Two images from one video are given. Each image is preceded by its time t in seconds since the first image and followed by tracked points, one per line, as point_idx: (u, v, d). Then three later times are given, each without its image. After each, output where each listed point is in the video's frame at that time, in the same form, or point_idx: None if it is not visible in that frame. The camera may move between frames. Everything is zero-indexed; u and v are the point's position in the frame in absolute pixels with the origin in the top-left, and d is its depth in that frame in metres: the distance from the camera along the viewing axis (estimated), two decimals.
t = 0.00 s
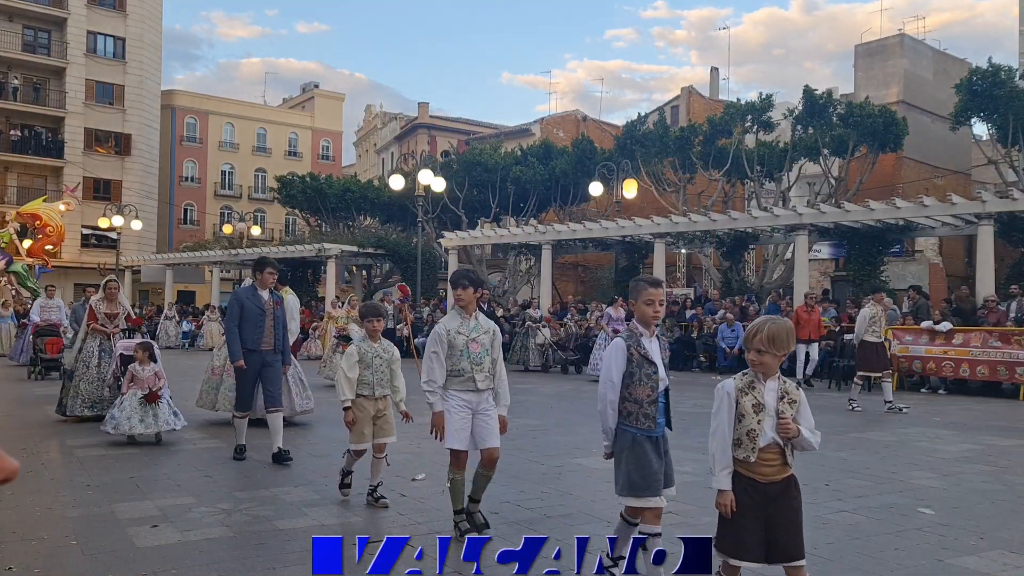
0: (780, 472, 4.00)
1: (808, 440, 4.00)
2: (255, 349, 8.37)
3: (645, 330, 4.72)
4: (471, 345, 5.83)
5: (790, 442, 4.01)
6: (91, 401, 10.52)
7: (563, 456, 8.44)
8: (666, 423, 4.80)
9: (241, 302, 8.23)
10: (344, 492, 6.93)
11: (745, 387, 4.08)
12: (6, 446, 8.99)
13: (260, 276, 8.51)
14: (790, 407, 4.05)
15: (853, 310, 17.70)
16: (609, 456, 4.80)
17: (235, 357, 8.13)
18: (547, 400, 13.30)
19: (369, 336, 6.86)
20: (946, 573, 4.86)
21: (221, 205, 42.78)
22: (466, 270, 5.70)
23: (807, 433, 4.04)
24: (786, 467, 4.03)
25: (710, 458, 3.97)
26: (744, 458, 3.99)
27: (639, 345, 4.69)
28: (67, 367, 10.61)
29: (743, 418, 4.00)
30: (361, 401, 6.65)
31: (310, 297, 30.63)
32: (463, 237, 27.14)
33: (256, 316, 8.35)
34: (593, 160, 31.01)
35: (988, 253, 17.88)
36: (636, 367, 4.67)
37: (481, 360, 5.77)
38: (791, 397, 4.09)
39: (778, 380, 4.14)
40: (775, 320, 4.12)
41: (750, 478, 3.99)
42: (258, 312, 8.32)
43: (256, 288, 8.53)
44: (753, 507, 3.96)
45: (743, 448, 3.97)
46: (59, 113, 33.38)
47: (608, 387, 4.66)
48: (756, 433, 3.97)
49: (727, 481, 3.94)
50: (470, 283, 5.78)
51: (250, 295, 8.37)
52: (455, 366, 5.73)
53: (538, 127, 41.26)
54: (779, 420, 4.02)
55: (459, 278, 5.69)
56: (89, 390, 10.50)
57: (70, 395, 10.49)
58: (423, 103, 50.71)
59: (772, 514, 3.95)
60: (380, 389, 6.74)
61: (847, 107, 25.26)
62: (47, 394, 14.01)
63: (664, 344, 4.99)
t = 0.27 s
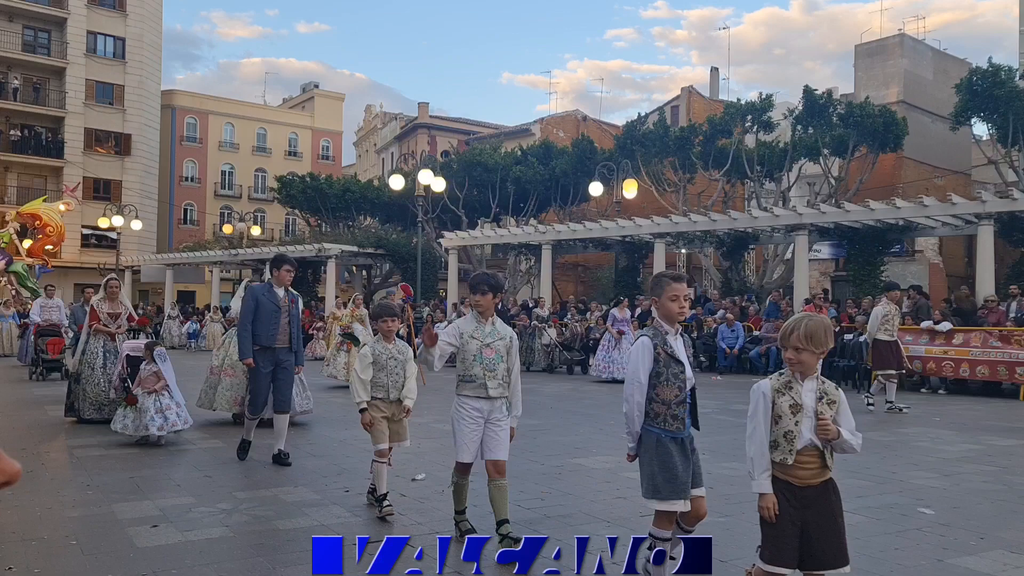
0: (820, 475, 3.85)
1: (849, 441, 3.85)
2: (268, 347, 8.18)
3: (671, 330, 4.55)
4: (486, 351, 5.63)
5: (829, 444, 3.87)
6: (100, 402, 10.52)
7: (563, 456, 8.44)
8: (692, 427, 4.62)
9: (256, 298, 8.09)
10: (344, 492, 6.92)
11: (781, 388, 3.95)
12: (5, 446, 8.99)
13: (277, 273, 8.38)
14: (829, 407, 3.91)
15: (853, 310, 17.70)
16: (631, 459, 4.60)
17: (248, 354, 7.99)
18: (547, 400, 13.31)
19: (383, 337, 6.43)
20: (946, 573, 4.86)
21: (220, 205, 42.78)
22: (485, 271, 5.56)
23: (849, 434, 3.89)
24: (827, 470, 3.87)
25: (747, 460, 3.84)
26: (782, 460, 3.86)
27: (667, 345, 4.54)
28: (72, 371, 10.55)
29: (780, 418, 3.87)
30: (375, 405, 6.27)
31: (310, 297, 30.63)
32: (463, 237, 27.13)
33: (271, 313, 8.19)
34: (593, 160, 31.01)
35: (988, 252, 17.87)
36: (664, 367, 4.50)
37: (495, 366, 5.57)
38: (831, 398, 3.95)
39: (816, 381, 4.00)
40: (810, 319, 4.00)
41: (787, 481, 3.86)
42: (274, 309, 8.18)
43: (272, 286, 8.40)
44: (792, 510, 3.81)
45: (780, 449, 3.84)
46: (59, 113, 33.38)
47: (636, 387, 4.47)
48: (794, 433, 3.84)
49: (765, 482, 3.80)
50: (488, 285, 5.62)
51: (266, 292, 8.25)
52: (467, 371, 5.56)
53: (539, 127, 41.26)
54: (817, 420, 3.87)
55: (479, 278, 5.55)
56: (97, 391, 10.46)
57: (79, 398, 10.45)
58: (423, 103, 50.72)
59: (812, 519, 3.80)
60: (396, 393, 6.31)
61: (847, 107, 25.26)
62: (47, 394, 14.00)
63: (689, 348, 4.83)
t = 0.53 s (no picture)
0: (848, 481, 3.79)
1: (877, 448, 3.79)
2: (275, 347, 8.12)
3: (699, 330, 4.43)
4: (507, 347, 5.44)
5: (858, 450, 3.80)
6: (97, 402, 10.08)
7: (563, 456, 8.43)
8: (718, 433, 4.52)
9: (264, 299, 8.01)
10: (343, 492, 6.92)
11: (814, 389, 3.87)
12: (5, 446, 8.99)
13: (285, 271, 8.29)
14: (859, 412, 3.84)
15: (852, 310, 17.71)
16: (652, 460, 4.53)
17: (253, 356, 7.92)
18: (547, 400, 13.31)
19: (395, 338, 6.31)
20: (946, 573, 4.85)
21: (220, 205, 42.79)
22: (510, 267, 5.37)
23: (877, 441, 3.83)
24: (855, 476, 3.81)
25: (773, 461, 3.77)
26: (811, 463, 3.79)
27: (696, 349, 4.42)
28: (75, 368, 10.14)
29: (810, 420, 3.81)
30: (388, 407, 6.10)
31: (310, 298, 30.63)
32: (463, 237, 27.12)
33: (279, 314, 8.15)
34: (593, 160, 31.00)
35: (988, 252, 17.87)
36: (692, 372, 4.39)
37: (512, 363, 5.40)
38: (862, 402, 3.88)
39: (848, 385, 3.92)
40: (846, 320, 3.91)
41: (815, 485, 3.78)
42: (281, 310, 8.11)
43: (280, 284, 8.31)
44: (817, 519, 3.75)
45: (809, 453, 3.78)
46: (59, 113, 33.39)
47: (660, 391, 4.37)
48: (824, 437, 3.77)
49: (791, 485, 3.74)
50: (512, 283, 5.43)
51: (274, 292, 8.21)
52: (483, 366, 5.44)
53: (539, 127, 41.27)
54: (848, 425, 3.81)
55: (502, 275, 5.37)
56: (96, 391, 10.09)
57: (75, 397, 10.06)
58: (423, 103, 50.72)
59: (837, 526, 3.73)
60: (408, 395, 6.19)
61: (847, 107, 25.27)
62: (47, 395, 13.99)
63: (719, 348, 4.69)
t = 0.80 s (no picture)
0: (893, 495, 3.63)
1: (924, 458, 3.62)
2: (282, 351, 7.89)
3: (735, 330, 4.29)
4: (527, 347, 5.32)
5: (903, 461, 3.63)
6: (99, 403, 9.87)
7: (563, 456, 8.44)
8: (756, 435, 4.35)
9: (268, 303, 7.78)
10: (343, 492, 6.93)
11: (853, 400, 3.66)
12: (6, 446, 9.00)
13: (288, 273, 8.05)
14: (902, 421, 3.67)
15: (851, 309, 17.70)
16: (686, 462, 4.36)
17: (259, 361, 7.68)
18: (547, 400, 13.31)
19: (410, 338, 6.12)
20: (945, 573, 4.85)
21: (220, 205, 42.81)
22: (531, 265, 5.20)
23: (921, 451, 3.65)
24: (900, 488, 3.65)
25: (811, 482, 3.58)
26: (854, 479, 3.61)
27: (732, 348, 4.26)
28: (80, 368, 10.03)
29: (852, 435, 3.61)
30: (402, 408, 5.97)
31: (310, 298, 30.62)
32: (463, 237, 27.12)
33: (284, 317, 7.91)
34: (592, 160, 31.00)
35: (988, 252, 17.87)
36: (728, 371, 4.22)
37: (534, 364, 5.27)
38: (903, 410, 3.70)
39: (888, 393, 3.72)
40: (882, 325, 3.71)
41: (863, 501, 3.61)
42: (286, 313, 7.88)
43: (283, 286, 8.07)
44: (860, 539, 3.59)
45: (853, 469, 3.59)
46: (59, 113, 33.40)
47: (696, 391, 4.20)
48: (870, 452, 3.58)
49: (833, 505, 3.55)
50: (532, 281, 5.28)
51: (277, 295, 7.95)
52: (503, 367, 5.28)
53: (539, 127, 41.29)
54: (892, 436, 3.63)
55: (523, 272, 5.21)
56: (101, 391, 9.93)
57: (80, 396, 9.86)
58: (423, 103, 50.71)
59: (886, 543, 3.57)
60: (423, 397, 6.05)
61: (847, 107, 25.27)
62: (47, 395, 13.98)
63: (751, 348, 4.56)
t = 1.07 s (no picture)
0: (942, 499, 3.40)
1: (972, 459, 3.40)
2: (287, 349, 7.82)
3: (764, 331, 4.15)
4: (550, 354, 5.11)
5: (951, 464, 3.40)
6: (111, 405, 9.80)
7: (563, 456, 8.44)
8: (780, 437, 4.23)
9: (269, 300, 7.71)
10: (343, 492, 6.93)
11: (893, 401, 3.43)
12: (6, 446, 9.00)
13: (289, 270, 7.99)
14: (946, 420, 3.44)
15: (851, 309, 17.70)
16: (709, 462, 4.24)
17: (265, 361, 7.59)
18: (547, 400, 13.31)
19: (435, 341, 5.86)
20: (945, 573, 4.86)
21: (220, 205, 42.82)
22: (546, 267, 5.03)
23: (969, 451, 3.43)
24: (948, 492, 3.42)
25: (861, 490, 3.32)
26: (903, 485, 3.37)
27: (758, 347, 4.11)
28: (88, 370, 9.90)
29: (897, 438, 3.38)
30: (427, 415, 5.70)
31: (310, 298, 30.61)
32: (463, 237, 27.11)
33: (286, 314, 7.84)
34: (592, 160, 31.01)
35: (988, 253, 17.87)
36: (753, 371, 4.08)
37: (558, 371, 5.07)
38: (946, 409, 3.47)
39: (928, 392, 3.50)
40: (919, 321, 3.49)
41: (911, 509, 3.38)
42: (289, 310, 7.82)
43: (284, 283, 8.00)
44: (916, 549, 3.34)
45: (902, 474, 3.35)
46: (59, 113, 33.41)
47: (718, 389, 4.08)
48: (918, 456, 3.34)
49: (887, 514, 3.30)
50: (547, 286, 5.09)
51: (278, 292, 7.90)
52: (528, 377, 5.05)
53: (539, 127, 41.30)
54: (937, 436, 3.40)
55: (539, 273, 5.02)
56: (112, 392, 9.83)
57: (92, 399, 9.79)
58: (423, 103, 50.69)
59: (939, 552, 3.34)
60: (450, 401, 5.76)
61: (847, 107, 25.27)
62: (47, 395, 13.98)
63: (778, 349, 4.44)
